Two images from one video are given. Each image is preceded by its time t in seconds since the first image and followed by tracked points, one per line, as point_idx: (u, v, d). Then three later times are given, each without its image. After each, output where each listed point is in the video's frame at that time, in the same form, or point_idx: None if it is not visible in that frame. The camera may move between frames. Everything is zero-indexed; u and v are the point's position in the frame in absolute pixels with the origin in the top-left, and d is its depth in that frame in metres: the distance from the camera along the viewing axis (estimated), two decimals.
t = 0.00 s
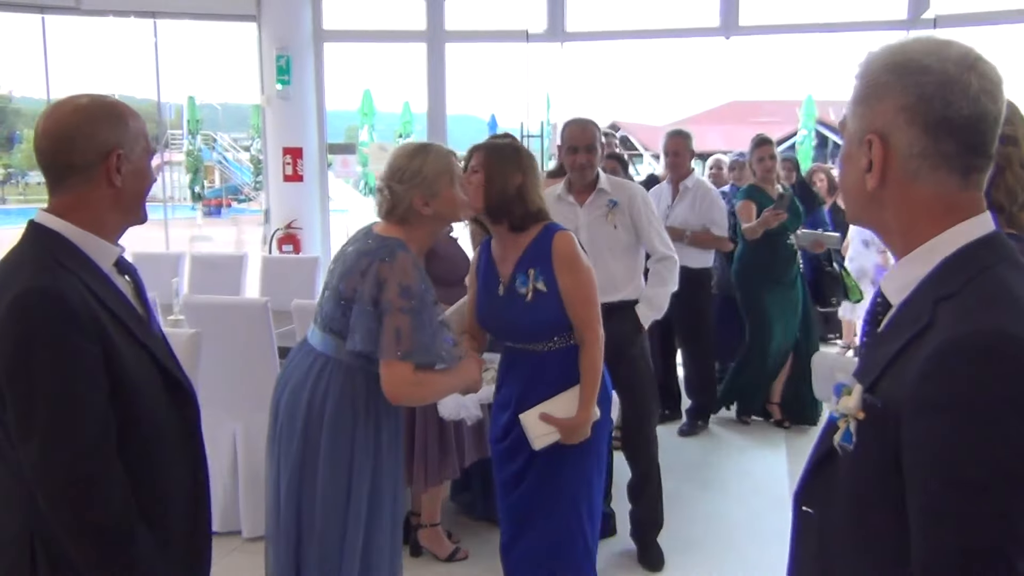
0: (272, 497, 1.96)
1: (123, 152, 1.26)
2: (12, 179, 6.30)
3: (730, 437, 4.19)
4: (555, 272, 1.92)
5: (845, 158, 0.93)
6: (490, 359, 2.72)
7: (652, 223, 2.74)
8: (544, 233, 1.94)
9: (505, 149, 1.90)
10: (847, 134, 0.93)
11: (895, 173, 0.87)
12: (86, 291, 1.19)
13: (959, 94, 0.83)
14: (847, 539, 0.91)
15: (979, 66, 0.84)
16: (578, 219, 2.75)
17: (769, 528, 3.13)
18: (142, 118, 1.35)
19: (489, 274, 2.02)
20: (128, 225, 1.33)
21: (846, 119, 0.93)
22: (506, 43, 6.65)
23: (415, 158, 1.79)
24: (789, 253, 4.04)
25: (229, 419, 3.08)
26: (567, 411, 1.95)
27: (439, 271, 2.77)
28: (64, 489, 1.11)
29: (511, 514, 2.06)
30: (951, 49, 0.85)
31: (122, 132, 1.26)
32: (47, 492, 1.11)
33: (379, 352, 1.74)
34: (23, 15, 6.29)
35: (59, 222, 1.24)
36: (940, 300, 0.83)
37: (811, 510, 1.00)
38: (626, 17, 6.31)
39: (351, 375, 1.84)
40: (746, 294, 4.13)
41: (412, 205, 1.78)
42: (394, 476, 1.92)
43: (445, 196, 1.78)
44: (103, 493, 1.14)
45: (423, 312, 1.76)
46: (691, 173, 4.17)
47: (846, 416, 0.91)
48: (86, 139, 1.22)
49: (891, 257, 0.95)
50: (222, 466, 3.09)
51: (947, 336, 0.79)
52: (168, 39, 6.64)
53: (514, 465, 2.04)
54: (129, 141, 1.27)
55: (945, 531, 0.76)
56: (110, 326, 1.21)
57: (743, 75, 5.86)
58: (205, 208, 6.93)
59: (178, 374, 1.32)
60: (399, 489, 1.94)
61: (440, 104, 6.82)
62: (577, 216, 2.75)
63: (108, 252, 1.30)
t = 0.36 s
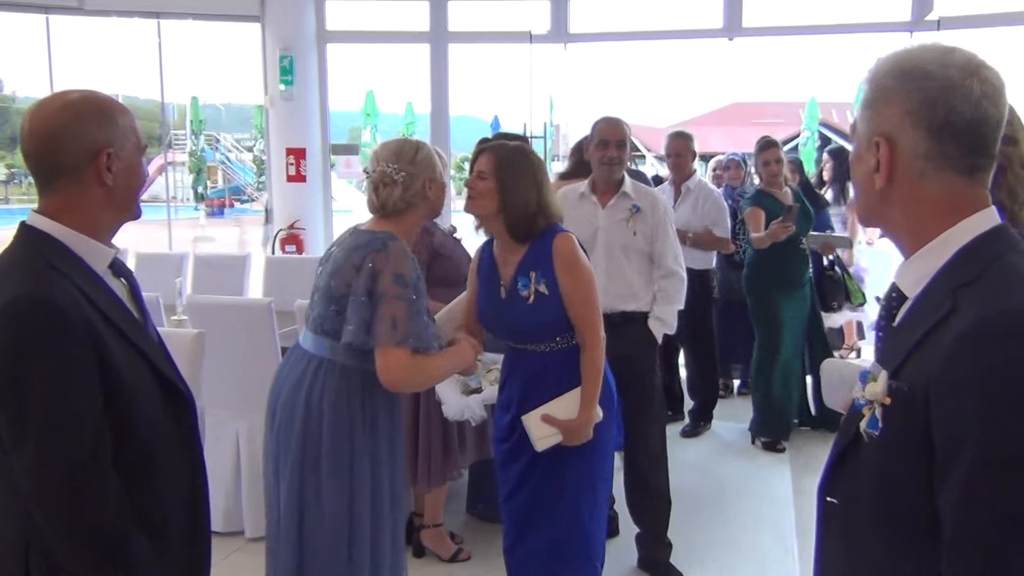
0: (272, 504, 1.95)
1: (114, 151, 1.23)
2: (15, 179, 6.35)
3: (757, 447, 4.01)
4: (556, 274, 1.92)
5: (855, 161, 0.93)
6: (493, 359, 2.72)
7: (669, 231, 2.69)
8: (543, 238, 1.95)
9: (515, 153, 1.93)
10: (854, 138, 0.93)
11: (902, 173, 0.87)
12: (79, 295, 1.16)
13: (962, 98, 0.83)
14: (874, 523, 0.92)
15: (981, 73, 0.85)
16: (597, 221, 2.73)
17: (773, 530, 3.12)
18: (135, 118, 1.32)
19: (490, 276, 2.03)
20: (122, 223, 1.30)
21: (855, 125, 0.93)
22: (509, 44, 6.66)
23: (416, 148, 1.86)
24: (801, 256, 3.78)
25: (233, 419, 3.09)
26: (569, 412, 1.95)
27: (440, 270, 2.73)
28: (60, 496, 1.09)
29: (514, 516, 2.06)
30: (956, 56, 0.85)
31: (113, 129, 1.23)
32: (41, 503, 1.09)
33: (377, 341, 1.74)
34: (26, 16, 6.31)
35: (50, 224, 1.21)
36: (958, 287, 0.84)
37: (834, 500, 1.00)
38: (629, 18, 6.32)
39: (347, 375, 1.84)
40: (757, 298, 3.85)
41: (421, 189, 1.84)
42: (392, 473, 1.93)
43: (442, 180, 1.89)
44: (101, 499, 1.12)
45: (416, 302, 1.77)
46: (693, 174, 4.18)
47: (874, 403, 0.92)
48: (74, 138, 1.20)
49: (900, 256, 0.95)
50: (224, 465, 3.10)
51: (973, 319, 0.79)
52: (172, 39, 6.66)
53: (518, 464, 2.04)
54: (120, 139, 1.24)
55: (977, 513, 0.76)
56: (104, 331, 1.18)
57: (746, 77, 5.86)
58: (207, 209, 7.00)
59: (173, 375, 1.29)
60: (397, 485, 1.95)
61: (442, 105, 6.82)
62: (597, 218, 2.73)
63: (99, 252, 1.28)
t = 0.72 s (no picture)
0: (268, 502, 1.94)
1: (109, 152, 1.23)
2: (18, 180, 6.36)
3: (760, 449, 4.02)
4: (544, 278, 1.92)
5: (869, 161, 0.93)
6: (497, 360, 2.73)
7: (709, 239, 2.66)
8: (532, 244, 1.93)
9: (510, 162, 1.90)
10: (868, 141, 0.93)
11: (917, 174, 0.87)
12: (74, 296, 1.16)
13: (977, 98, 0.83)
14: (877, 528, 0.92)
15: (999, 72, 0.84)
16: (634, 220, 2.66)
17: (776, 532, 3.11)
18: (134, 122, 1.32)
19: (481, 282, 2.03)
20: (117, 226, 1.30)
21: (870, 125, 0.93)
22: (512, 45, 6.66)
23: (433, 156, 1.89)
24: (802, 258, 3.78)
25: (236, 419, 3.09)
26: (569, 413, 1.96)
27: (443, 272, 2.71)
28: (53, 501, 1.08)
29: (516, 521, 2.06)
30: (973, 55, 0.85)
31: (109, 131, 1.24)
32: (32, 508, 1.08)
33: (403, 338, 1.74)
34: (30, 17, 6.33)
35: (45, 224, 1.21)
36: (964, 293, 0.84)
37: (837, 504, 1.00)
38: (632, 21, 6.34)
39: (360, 377, 1.85)
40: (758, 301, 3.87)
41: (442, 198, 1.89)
42: (395, 478, 1.94)
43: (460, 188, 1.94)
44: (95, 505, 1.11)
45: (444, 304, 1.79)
46: (697, 176, 4.18)
47: (875, 406, 0.93)
48: (69, 139, 1.20)
49: (913, 261, 0.95)
50: (227, 465, 3.11)
51: (979, 321, 0.79)
52: (175, 40, 6.67)
53: (521, 466, 2.03)
54: (116, 141, 1.25)
55: (978, 516, 0.76)
56: (99, 333, 1.18)
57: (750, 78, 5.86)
58: (210, 210, 7.00)
59: (166, 382, 1.28)
60: (401, 489, 1.96)
61: (445, 106, 6.82)
62: (635, 217, 2.66)
63: (95, 254, 1.27)
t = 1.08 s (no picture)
0: (270, 509, 1.93)
1: (103, 156, 1.23)
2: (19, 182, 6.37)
3: (762, 451, 4.02)
4: (553, 272, 1.93)
5: (860, 165, 0.93)
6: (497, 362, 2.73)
7: (720, 243, 2.64)
8: (539, 237, 1.95)
9: (513, 157, 1.91)
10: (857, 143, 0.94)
11: (907, 180, 0.87)
12: (72, 302, 1.16)
13: (968, 102, 0.83)
14: (857, 533, 0.91)
15: (989, 73, 0.84)
16: (645, 225, 2.65)
17: (776, 535, 3.11)
18: (133, 125, 1.32)
19: (484, 281, 2.02)
20: (115, 228, 1.31)
21: (859, 128, 0.93)
22: (513, 48, 6.68)
23: (417, 150, 1.86)
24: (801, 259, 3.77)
25: (236, 422, 3.09)
26: (576, 411, 1.95)
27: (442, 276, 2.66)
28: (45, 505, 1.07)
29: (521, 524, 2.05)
30: (963, 56, 0.85)
31: (102, 133, 1.23)
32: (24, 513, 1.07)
33: (401, 339, 1.73)
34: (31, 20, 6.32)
35: (43, 228, 1.22)
36: (947, 299, 0.83)
37: (824, 510, 1.00)
38: (632, 23, 6.37)
39: (356, 383, 1.85)
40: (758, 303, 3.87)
41: (424, 192, 1.85)
42: (395, 481, 1.94)
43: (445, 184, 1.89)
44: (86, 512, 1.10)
45: (438, 300, 1.79)
46: (700, 179, 4.20)
47: (852, 414, 0.95)
48: (62, 142, 1.20)
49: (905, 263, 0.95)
50: (227, 467, 3.11)
51: (955, 326, 0.79)
52: (176, 42, 6.68)
53: (526, 470, 2.03)
54: (110, 142, 1.24)
55: (946, 518, 0.76)
56: (98, 342, 1.18)
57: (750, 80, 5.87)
58: (211, 212, 7.00)
59: (160, 391, 1.28)
60: (400, 490, 1.96)
61: (446, 108, 6.82)
62: (646, 222, 2.65)
63: (93, 259, 1.28)
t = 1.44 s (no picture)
0: (272, 518, 1.94)
1: (123, 184, 1.20)
2: (19, 186, 6.37)
3: (762, 453, 4.01)
4: (568, 265, 1.95)
5: (841, 168, 0.93)
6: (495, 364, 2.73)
7: (698, 237, 2.69)
8: (555, 227, 1.98)
9: (524, 147, 1.95)
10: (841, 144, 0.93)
11: (893, 182, 0.87)
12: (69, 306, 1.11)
13: (956, 104, 0.83)
14: (834, 536, 0.91)
15: (973, 76, 0.84)
16: (622, 228, 2.64)
17: (774, 536, 3.10)
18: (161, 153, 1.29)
19: (489, 270, 2.00)
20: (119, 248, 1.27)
21: (841, 131, 0.93)
22: (512, 50, 6.69)
23: (365, 139, 1.88)
24: (802, 262, 3.78)
25: (236, 425, 3.09)
26: (571, 409, 1.93)
27: (439, 278, 2.65)
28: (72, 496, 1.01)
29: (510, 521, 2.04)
30: (947, 58, 0.85)
31: (129, 162, 1.21)
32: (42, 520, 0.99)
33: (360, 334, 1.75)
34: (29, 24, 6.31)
35: (41, 235, 1.17)
36: (920, 303, 0.83)
37: (807, 511, 1.01)
38: (631, 26, 6.40)
39: (338, 383, 1.85)
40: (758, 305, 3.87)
41: (366, 180, 1.84)
42: (391, 482, 1.94)
43: (395, 174, 1.88)
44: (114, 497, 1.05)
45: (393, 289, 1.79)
46: (700, 181, 4.21)
47: (830, 416, 0.95)
48: (86, 163, 1.17)
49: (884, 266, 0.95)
50: (228, 470, 3.11)
51: (925, 329, 0.79)
52: (176, 46, 6.68)
53: (514, 478, 2.02)
54: (133, 168, 1.21)
55: (916, 522, 0.76)
56: (93, 346, 1.13)
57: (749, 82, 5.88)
58: (210, 215, 7.04)
59: (158, 391, 1.24)
60: (398, 490, 1.95)
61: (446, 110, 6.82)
62: (622, 225, 2.63)
63: (87, 267, 1.23)
